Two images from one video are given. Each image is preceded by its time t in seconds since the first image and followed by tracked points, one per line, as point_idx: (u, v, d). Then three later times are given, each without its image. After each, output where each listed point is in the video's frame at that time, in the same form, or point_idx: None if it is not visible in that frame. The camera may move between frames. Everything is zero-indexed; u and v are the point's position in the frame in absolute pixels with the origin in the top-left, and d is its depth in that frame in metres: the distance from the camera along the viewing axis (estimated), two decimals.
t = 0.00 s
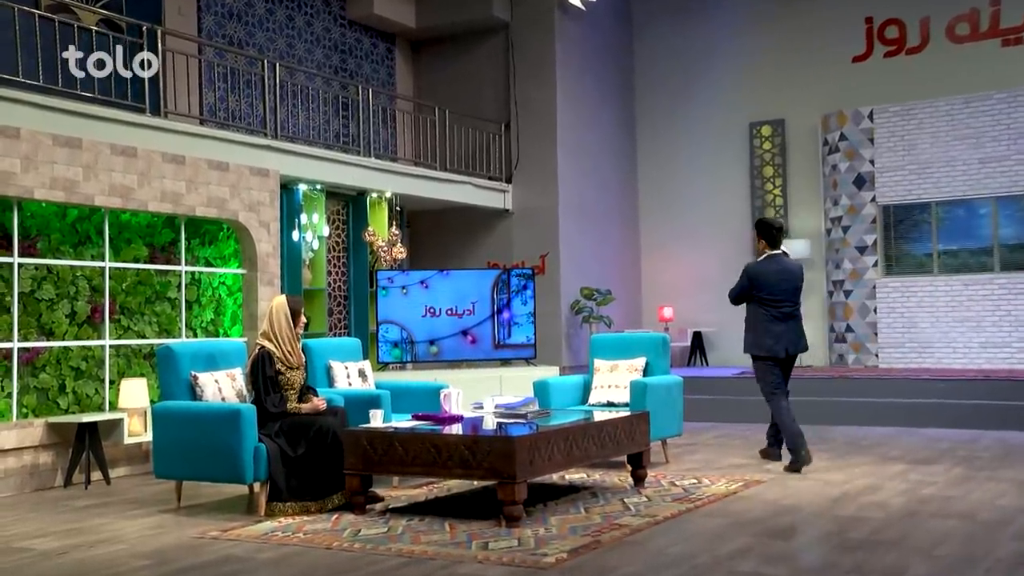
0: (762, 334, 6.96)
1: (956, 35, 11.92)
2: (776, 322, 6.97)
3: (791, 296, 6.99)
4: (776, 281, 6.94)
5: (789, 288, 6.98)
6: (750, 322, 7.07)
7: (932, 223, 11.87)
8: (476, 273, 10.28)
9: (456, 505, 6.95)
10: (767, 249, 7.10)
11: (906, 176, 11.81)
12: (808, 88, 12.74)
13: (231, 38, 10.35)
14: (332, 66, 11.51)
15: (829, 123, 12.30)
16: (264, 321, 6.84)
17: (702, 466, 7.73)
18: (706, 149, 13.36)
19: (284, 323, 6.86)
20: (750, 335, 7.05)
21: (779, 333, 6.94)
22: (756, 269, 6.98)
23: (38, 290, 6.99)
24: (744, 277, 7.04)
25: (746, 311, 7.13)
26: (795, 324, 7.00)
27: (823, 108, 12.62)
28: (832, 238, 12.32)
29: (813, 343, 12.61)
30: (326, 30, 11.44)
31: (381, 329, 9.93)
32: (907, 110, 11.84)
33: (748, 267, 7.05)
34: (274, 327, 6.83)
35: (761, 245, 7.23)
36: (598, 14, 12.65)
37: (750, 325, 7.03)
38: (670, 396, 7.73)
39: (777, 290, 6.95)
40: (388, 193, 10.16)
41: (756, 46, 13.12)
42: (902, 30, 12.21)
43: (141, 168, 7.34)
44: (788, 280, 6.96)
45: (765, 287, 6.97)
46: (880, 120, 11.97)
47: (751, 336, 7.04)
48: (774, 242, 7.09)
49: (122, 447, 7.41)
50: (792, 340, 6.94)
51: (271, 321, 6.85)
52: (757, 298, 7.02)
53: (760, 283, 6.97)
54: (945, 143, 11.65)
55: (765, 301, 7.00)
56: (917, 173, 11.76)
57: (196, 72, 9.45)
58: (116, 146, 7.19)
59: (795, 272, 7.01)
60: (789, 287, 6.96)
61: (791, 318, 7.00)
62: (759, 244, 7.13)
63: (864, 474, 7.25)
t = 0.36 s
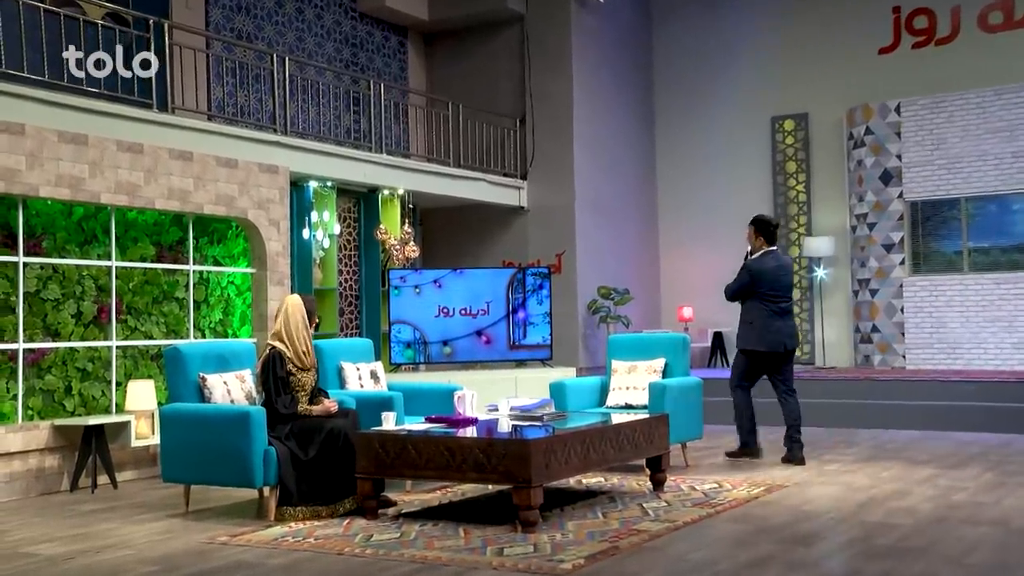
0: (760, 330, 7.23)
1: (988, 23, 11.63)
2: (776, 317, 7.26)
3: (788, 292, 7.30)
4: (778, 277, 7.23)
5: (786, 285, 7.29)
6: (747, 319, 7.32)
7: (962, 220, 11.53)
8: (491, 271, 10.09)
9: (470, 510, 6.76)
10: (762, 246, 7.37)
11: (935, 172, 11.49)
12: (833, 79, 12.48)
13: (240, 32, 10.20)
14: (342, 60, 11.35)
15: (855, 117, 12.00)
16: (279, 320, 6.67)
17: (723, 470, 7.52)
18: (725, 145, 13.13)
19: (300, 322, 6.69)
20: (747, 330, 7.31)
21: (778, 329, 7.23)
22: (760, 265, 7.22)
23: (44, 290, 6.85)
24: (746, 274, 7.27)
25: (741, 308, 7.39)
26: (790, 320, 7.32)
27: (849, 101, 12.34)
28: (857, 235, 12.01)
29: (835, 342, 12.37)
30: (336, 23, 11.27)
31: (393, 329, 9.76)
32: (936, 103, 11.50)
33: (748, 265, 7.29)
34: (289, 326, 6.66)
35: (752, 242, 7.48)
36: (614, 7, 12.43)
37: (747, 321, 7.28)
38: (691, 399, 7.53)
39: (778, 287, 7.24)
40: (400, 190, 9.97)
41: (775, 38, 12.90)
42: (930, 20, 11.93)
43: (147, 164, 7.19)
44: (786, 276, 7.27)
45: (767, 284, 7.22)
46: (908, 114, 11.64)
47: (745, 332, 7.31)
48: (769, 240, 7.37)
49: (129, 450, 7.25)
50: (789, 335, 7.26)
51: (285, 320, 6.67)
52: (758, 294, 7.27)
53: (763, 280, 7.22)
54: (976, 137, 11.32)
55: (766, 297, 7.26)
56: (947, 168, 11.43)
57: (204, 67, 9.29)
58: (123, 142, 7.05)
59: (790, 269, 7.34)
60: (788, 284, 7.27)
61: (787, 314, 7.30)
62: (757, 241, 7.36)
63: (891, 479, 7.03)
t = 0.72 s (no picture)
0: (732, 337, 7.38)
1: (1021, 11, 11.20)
2: (749, 324, 7.40)
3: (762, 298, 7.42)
4: (751, 284, 7.34)
5: (760, 291, 7.40)
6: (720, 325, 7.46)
7: (994, 216, 11.23)
8: (504, 270, 9.88)
9: (484, 515, 6.56)
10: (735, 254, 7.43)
11: (965, 166, 11.20)
12: (859, 71, 12.07)
13: (248, 25, 10.05)
14: (353, 54, 11.18)
15: (881, 110, 11.70)
16: (291, 319, 6.44)
17: (744, 474, 7.31)
18: (749, 140, 12.71)
19: (312, 322, 6.46)
20: (721, 336, 7.45)
21: (752, 336, 7.38)
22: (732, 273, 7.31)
23: (49, 290, 6.71)
24: (719, 282, 7.37)
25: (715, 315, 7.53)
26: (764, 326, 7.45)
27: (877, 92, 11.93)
28: (883, 232, 11.69)
29: (860, 343, 11.93)
30: (346, 16, 11.10)
31: (405, 329, 9.59)
32: (967, 95, 11.22)
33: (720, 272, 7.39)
34: (301, 326, 6.43)
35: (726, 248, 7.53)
36: None
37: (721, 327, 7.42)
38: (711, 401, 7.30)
39: (752, 294, 7.35)
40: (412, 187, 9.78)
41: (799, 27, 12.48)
42: (961, 10, 11.49)
43: (154, 161, 7.04)
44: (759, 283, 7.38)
45: (740, 291, 7.33)
46: (936, 106, 11.36)
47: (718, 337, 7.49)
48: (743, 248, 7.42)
49: (136, 452, 7.10)
50: (763, 341, 7.40)
51: (297, 319, 6.44)
52: (731, 302, 7.39)
53: (736, 288, 7.32)
54: (1009, 130, 11.01)
55: (739, 304, 7.38)
56: (977, 162, 11.15)
57: (212, 61, 9.13)
58: (129, 138, 6.89)
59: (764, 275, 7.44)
60: (761, 291, 7.38)
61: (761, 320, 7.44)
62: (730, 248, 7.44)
63: (918, 484, 6.81)
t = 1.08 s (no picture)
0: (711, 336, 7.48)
1: None
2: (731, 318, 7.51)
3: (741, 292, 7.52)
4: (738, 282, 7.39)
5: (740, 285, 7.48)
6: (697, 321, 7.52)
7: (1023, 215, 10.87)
8: (517, 269, 9.69)
9: (497, 521, 6.36)
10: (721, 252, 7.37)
11: (994, 162, 10.87)
12: (883, 66, 11.76)
13: (255, 19, 9.89)
14: (362, 48, 11.01)
15: (906, 104, 11.37)
16: (300, 320, 6.22)
17: (764, 480, 7.09)
18: (771, 136, 12.41)
19: (322, 323, 6.23)
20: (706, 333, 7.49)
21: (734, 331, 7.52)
22: (722, 272, 7.28)
23: (52, 290, 6.56)
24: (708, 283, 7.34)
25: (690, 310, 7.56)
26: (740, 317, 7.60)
27: (902, 84, 11.63)
28: (908, 229, 11.37)
29: (884, 344, 11.61)
30: (355, 10, 10.93)
31: (416, 330, 9.42)
32: (997, 87, 10.88)
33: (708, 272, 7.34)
34: (311, 327, 6.20)
35: (704, 243, 7.46)
36: None
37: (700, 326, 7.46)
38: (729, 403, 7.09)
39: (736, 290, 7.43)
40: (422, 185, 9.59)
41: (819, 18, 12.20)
42: None
43: (159, 158, 6.88)
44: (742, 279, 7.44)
45: (729, 290, 7.37)
46: (964, 100, 11.03)
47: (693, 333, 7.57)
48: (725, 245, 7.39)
49: (140, 456, 6.95)
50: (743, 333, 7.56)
51: (307, 320, 6.22)
52: (717, 300, 7.41)
53: (725, 287, 7.34)
54: None
55: (724, 301, 7.44)
56: (1006, 158, 10.82)
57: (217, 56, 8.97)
58: (133, 135, 6.74)
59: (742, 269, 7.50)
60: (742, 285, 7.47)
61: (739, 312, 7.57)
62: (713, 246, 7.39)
63: (945, 490, 6.59)
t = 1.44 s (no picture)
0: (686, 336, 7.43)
1: None
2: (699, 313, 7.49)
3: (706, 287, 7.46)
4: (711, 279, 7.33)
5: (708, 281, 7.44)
6: (669, 321, 7.44)
7: None
8: (530, 269, 9.51)
9: (510, 527, 6.17)
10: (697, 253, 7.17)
11: None
12: (905, 62, 11.51)
13: (261, 12, 9.72)
14: (370, 42, 10.82)
15: (931, 97, 11.10)
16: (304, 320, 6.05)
17: (786, 485, 6.88)
18: (790, 132, 12.16)
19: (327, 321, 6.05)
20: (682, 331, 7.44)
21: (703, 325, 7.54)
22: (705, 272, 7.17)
23: (53, 290, 6.41)
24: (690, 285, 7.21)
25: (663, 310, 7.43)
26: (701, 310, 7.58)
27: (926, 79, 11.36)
28: (934, 226, 11.11)
29: (909, 345, 11.37)
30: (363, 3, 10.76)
31: (426, 331, 9.24)
32: None
33: (688, 275, 7.18)
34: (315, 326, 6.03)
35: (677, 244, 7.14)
36: None
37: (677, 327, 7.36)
38: (748, 406, 6.90)
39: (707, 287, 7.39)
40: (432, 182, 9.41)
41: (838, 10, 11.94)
42: None
43: (163, 155, 6.72)
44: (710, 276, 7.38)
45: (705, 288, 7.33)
46: (992, 92, 10.73)
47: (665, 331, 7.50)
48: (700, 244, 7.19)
49: (145, 460, 6.79)
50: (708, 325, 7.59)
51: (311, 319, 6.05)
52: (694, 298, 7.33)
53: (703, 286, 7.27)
54: None
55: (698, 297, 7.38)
56: None
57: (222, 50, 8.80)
58: (137, 131, 6.59)
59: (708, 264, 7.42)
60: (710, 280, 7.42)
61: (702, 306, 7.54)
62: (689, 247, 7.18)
63: (972, 497, 6.37)
